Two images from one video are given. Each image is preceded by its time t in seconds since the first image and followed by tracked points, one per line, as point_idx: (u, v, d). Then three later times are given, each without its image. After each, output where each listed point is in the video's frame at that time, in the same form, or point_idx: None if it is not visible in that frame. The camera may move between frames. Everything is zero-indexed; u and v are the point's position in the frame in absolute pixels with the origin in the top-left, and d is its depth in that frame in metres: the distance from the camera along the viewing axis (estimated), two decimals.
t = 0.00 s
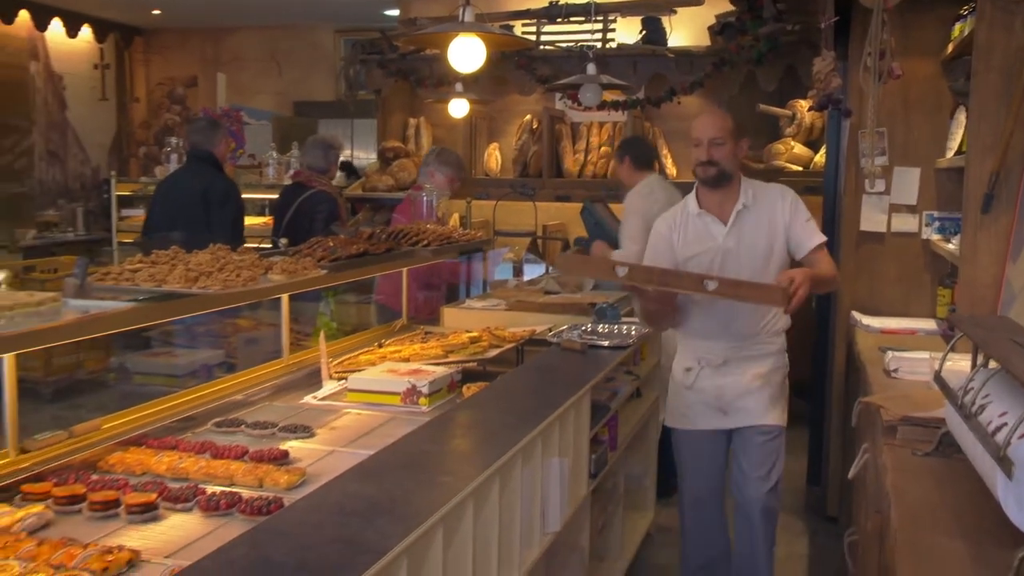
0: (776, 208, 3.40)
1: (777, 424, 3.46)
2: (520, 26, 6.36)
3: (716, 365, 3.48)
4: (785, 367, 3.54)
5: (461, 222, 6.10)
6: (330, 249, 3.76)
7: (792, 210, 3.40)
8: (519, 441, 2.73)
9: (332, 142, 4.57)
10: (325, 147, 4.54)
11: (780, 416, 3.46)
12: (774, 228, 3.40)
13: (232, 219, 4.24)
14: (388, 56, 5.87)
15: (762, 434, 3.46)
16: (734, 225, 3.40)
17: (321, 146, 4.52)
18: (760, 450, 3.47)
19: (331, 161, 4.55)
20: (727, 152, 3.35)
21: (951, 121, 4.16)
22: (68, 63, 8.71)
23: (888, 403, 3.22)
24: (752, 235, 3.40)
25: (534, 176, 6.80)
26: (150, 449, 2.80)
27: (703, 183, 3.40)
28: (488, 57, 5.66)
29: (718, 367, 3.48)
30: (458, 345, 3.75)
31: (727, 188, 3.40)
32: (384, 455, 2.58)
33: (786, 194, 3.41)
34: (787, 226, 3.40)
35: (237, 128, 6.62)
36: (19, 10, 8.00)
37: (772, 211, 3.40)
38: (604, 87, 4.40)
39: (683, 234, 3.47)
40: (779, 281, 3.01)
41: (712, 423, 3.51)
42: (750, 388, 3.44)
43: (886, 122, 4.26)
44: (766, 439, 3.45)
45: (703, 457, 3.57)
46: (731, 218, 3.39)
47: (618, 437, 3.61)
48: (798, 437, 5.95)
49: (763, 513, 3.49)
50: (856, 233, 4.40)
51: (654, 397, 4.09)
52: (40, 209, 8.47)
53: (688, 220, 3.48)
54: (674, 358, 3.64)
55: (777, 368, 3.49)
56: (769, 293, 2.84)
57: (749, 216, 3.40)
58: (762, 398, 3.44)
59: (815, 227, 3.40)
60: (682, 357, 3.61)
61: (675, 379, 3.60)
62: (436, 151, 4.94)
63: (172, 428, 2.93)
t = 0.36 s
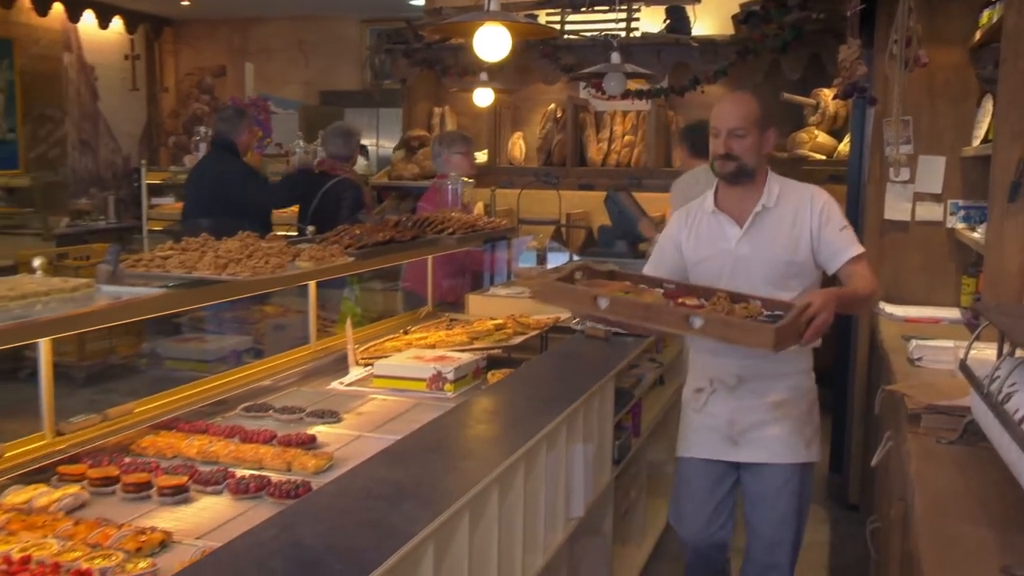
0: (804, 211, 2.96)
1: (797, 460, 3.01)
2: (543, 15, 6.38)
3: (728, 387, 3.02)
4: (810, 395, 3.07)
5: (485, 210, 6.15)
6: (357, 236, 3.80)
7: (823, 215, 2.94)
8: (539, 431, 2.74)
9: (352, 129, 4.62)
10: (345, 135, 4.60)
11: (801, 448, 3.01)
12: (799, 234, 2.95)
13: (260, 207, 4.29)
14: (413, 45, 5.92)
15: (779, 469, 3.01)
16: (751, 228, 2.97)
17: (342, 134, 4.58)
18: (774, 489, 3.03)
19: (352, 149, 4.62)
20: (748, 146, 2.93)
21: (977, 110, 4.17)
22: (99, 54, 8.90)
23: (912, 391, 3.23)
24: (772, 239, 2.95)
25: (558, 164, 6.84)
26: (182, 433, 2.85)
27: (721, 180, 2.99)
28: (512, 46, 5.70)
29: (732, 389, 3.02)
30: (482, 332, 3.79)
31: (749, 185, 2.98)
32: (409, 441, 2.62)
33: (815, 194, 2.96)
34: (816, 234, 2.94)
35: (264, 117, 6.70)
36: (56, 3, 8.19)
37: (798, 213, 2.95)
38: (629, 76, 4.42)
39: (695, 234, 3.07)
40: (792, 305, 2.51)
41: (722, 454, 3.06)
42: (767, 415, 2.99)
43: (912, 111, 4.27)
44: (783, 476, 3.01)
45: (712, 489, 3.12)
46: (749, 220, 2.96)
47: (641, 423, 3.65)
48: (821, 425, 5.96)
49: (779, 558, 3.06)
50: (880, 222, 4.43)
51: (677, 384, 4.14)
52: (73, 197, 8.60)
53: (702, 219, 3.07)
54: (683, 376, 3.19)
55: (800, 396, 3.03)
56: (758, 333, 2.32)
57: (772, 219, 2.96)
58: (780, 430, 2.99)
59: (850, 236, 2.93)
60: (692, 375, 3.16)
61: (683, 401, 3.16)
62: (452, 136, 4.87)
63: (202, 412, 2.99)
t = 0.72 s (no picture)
0: (789, 208, 2.70)
1: (788, 485, 2.83)
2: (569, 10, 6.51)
3: (714, 405, 2.88)
4: (805, 414, 2.89)
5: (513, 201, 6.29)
6: (389, 225, 3.96)
7: (811, 211, 2.68)
8: (538, 438, 2.69)
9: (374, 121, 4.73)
10: (367, 127, 4.68)
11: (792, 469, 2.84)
12: (783, 232, 2.69)
13: (299, 197, 4.47)
14: (443, 41, 6.07)
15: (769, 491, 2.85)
16: (731, 227, 2.73)
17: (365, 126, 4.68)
18: (767, 517, 2.86)
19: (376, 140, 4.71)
20: (725, 138, 2.71)
21: (991, 105, 4.32)
22: (145, 53, 9.12)
23: (926, 376, 3.34)
24: (754, 240, 2.71)
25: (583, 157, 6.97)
26: (222, 413, 3.02)
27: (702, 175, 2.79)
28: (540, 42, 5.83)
29: (718, 406, 2.88)
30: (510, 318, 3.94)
31: (731, 180, 2.76)
32: (439, 422, 2.77)
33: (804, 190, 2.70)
34: (803, 232, 2.67)
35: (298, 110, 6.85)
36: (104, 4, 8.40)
37: (783, 211, 2.70)
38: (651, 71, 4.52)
39: (675, 232, 2.87)
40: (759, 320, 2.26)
41: (708, 473, 2.91)
42: (754, 434, 2.83)
43: (927, 106, 4.43)
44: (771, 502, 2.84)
45: (700, 515, 2.96)
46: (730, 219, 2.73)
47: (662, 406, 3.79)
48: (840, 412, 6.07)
49: None
50: (896, 212, 4.61)
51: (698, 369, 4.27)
52: (120, 187, 8.76)
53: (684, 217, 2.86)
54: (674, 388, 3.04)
55: (793, 416, 2.85)
56: (692, 351, 2.12)
57: (753, 216, 2.72)
58: (771, 452, 2.83)
59: (841, 234, 2.64)
60: (681, 388, 3.02)
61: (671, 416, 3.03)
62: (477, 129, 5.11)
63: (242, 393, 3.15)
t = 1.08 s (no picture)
0: (780, 207, 2.52)
1: (761, 509, 2.66)
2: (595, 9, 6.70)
3: (686, 421, 2.74)
4: (791, 430, 2.69)
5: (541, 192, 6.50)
6: (424, 214, 4.19)
7: (802, 211, 2.49)
8: (541, 436, 2.76)
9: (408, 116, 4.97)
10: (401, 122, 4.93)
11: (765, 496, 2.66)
12: (772, 232, 2.52)
13: (336, 188, 4.68)
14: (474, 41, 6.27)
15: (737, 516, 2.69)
16: (717, 224, 2.57)
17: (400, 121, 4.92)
18: (737, 546, 2.70)
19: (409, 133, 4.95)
20: (724, 125, 2.51)
21: (996, 102, 4.51)
22: (197, 54, 9.36)
23: (934, 359, 3.52)
24: (740, 239, 2.54)
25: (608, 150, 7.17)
26: (268, 390, 3.24)
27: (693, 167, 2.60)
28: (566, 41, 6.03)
29: (689, 424, 2.74)
30: (538, 302, 4.15)
31: (723, 172, 2.59)
32: (473, 399, 2.99)
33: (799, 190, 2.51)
34: (792, 233, 2.48)
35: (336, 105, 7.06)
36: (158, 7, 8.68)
37: (775, 211, 2.52)
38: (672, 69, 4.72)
39: (662, 226, 2.72)
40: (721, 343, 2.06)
41: (678, 494, 2.79)
42: (724, 456, 2.68)
43: (935, 102, 4.62)
44: (741, 529, 2.69)
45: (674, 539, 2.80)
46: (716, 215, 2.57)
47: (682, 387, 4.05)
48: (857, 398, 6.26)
49: None
50: (906, 202, 4.81)
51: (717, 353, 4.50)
52: (172, 179, 8.90)
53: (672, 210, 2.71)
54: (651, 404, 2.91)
55: (775, 433, 2.65)
56: (624, 381, 1.97)
57: (743, 212, 2.55)
58: (745, 474, 2.66)
59: (832, 237, 2.42)
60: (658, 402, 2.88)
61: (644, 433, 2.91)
62: (517, 127, 5.50)
63: (286, 371, 3.38)
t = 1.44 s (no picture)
0: (744, 209, 2.01)
1: (724, 552, 2.15)
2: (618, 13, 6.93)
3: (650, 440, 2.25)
4: (770, 462, 2.17)
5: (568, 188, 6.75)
6: (457, 207, 4.46)
7: (766, 216, 1.97)
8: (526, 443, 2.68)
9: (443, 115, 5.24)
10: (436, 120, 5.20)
11: (733, 533, 2.14)
12: (735, 239, 2.01)
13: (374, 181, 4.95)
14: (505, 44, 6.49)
15: (698, 552, 2.18)
16: (683, 223, 2.11)
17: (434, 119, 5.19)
18: None
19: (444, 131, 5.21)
20: (683, 122, 2.00)
21: (995, 103, 4.73)
22: (247, 57, 9.38)
23: (939, 346, 3.72)
24: (701, 243, 2.07)
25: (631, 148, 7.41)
26: (312, 368, 3.45)
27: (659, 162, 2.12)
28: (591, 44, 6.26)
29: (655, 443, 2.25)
30: (564, 290, 4.39)
31: (695, 166, 2.10)
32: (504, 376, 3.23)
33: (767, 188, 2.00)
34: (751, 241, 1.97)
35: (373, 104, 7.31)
36: (214, 16, 8.78)
37: (737, 214, 2.02)
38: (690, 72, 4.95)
39: (646, 226, 2.30)
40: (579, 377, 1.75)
41: (640, 518, 2.31)
42: (685, 484, 2.18)
43: (940, 102, 4.84)
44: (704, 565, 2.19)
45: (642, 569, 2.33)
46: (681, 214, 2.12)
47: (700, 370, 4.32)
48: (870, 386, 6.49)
49: None
50: (912, 197, 5.04)
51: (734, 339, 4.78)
52: (222, 173, 9.08)
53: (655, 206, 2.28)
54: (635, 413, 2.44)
55: (744, 464, 2.14)
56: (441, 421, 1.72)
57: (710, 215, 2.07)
58: (709, 509, 2.15)
59: (787, 253, 1.89)
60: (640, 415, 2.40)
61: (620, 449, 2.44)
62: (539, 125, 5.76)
63: (329, 352, 3.60)
